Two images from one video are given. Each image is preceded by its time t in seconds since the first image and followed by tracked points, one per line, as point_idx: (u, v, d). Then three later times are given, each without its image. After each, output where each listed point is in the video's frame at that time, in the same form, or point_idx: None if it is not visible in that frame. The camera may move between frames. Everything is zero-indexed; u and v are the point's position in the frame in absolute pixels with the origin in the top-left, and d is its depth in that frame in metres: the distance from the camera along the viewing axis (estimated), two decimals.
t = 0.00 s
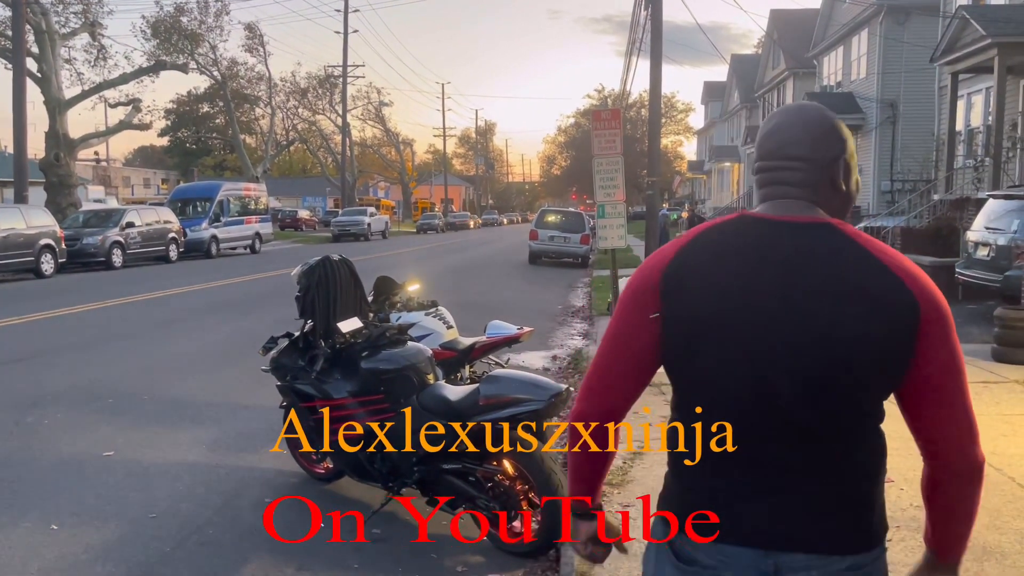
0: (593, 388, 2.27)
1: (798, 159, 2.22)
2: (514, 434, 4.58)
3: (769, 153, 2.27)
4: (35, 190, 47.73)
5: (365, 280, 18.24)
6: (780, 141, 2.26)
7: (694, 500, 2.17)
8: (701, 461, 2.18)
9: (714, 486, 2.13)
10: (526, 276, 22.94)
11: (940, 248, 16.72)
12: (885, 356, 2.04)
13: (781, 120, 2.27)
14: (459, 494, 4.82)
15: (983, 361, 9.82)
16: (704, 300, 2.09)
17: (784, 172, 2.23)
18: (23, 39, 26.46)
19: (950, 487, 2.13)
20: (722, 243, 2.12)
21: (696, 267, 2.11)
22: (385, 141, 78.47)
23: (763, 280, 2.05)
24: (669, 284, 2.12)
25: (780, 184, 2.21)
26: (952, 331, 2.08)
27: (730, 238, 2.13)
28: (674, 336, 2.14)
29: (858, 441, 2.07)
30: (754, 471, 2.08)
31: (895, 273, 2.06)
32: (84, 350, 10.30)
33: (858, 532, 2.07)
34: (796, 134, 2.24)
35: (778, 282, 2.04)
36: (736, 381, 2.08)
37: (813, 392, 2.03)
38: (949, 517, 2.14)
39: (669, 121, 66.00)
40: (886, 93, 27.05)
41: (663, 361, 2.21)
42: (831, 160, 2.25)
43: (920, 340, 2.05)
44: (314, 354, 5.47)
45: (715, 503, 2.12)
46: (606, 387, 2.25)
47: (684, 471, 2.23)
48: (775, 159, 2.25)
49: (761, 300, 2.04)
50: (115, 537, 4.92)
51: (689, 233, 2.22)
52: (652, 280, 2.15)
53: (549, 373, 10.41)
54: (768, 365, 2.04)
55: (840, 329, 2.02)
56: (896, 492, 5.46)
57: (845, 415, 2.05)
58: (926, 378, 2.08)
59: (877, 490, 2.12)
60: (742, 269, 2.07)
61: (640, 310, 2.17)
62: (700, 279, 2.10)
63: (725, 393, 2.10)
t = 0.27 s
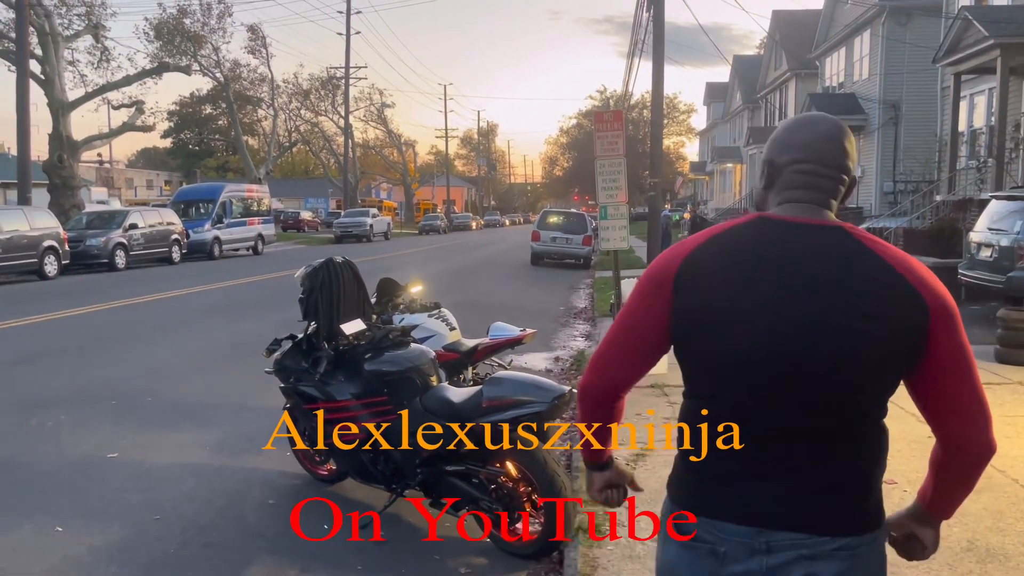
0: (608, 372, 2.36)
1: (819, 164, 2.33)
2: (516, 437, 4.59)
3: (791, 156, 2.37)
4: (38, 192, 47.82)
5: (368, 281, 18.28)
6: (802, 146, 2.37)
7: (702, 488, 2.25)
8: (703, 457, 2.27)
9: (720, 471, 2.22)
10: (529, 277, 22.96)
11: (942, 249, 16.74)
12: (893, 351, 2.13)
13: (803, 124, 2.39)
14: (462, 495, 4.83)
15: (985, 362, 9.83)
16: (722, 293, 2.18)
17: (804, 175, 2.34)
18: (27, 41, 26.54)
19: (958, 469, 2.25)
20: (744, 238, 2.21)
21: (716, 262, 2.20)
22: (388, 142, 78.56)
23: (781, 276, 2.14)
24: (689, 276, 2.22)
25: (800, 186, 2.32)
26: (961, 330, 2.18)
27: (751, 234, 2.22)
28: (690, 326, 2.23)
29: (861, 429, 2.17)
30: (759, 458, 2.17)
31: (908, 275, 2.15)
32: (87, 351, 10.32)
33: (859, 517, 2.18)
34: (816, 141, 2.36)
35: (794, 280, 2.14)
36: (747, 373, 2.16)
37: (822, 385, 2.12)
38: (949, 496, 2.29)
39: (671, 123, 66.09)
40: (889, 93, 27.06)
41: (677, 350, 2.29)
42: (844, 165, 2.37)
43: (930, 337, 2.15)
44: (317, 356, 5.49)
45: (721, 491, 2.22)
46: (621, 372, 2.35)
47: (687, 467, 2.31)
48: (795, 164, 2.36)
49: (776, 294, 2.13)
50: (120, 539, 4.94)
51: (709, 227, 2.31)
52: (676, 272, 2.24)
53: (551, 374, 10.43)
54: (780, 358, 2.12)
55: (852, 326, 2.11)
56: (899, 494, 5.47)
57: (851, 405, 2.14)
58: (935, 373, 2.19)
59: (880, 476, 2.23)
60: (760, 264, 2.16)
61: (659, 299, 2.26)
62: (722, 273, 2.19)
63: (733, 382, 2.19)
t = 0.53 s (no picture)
0: (620, 383, 2.42)
1: (803, 174, 2.40)
2: (523, 438, 4.60)
3: (777, 167, 2.44)
4: (45, 194, 48.04)
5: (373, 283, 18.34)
6: (784, 158, 2.44)
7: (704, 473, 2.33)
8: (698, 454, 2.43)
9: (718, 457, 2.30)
10: (534, 279, 22.99)
11: (948, 249, 16.72)
12: (880, 346, 2.20)
13: (784, 136, 2.47)
14: (468, 496, 4.85)
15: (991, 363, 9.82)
16: (724, 302, 2.24)
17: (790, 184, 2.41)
18: (33, 44, 26.67)
19: (944, 465, 2.30)
20: (740, 247, 2.27)
21: (718, 273, 2.26)
22: (393, 143, 78.69)
23: (780, 283, 2.20)
24: (692, 285, 2.27)
25: (787, 195, 2.39)
26: (937, 322, 2.26)
27: (748, 243, 2.28)
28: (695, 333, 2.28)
29: (854, 418, 2.24)
30: (756, 447, 2.25)
31: (887, 272, 2.22)
32: (95, 353, 10.37)
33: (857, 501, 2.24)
34: (798, 151, 2.44)
35: (793, 286, 2.19)
36: (742, 371, 2.24)
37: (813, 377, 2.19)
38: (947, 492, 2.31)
39: (676, 124, 66.10)
40: (894, 94, 27.03)
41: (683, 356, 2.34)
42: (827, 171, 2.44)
43: (910, 328, 2.22)
44: (324, 357, 5.50)
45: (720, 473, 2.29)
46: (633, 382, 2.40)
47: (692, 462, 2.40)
48: (782, 173, 2.43)
49: (775, 300, 2.19)
50: (127, 540, 4.95)
51: (708, 237, 2.36)
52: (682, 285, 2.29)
53: (556, 375, 10.44)
54: (774, 356, 2.20)
55: (845, 325, 2.18)
56: (905, 495, 5.46)
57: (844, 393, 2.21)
58: (916, 363, 2.25)
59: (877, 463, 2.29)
60: (759, 273, 2.22)
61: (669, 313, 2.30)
62: (725, 284, 2.24)
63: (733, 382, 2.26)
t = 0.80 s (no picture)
0: (626, 371, 2.65)
1: (775, 172, 2.65)
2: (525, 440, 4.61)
3: (751, 169, 2.69)
4: (52, 195, 48.18)
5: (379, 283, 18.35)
6: (757, 158, 2.69)
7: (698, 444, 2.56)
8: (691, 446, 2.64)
9: (711, 431, 2.52)
10: (540, 279, 22.97)
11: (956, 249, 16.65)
12: (853, 323, 2.41)
13: (756, 140, 2.71)
14: (474, 497, 4.85)
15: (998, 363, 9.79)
16: (714, 291, 2.46)
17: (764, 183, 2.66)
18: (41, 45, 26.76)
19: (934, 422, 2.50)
20: (725, 242, 2.50)
21: (705, 268, 2.48)
22: (398, 144, 78.70)
23: (759, 271, 2.42)
24: (682, 279, 2.51)
25: (763, 193, 2.64)
26: (906, 297, 2.44)
27: (727, 240, 2.51)
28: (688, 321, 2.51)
29: (835, 394, 2.44)
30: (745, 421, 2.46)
31: (851, 253, 2.42)
32: (102, 353, 10.40)
33: (839, 470, 2.43)
34: (768, 154, 2.68)
35: (771, 272, 2.41)
36: (734, 354, 2.45)
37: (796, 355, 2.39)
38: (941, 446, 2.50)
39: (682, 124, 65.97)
40: (901, 93, 26.92)
41: (680, 345, 2.57)
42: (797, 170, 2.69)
43: (876, 306, 2.41)
44: (330, 357, 5.51)
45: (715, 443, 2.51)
46: (637, 371, 2.64)
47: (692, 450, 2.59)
48: (756, 174, 2.68)
49: (756, 287, 2.41)
50: (134, 539, 4.97)
51: (693, 237, 2.60)
52: (673, 279, 2.53)
53: (562, 376, 10.45)
54: (760, 338, 2.41)
55: (817, 306, 2.38)
56: (912, 496, 5.44)
57: (822, 371, 2.40)
58: (890, 339, 2.45)
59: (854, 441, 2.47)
60: (739, 265, 2.44)
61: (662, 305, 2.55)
62: (711, 275, 2.47)
63: (722, 365, 2.46)
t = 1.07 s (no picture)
0: (626, 354, 2.74)
1: (770, 169, 2.72)
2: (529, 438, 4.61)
3: (748, 164, 2.75)
4: (63, 197, 48.44)
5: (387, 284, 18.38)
6: (753, 154, 2.75)
7: (697, 428, 2.63)
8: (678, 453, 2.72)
9: (708, 417, 2.59)
10: (548, 280, 22.95)
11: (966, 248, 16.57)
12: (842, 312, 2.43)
13: (752, 136, 2.78)
14: (480, 497, 4.84)
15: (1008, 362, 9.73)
16: (706, 283, 2.52)
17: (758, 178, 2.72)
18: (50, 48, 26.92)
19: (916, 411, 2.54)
20: (719, 234, 2.57)
21: (699, 259, 2.55)
22: (406, 145, 78.79)
23: (747, 264, 2.47)
24: (679, 268, 2.57)
25: (758, 188, 2.70)
26: (891, 294, 2.46)
27: (722, 233, 2.56)
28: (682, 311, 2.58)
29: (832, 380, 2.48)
30: (736, 407, 2.53)
31: (838, 248, 2.45)
32: (111, 354, 10.44)
33: (829, 459, 2.48)
34: (763, 150, 2.75)
35: (759, 265, 2.46)
36: (728, 343, 2.50)
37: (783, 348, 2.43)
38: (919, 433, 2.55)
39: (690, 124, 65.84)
40: (910, 92, 26.81)
41: (677, 333, 2.63)
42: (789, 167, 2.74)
43: (860, 301, 2.43)
44: (336, 358, 5.50)
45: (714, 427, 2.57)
46: (636, 354, 2.74)
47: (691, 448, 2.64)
48: (751, 171, 2.74)
49: (746, 278, 2.46)
50: (141, 540, 4.98)
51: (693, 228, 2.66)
52: (668, 269, 2.59)
53: (569, 376, 10.44)
54: (753, 328, 2.46)
55: (802, 300, 2.42)
56: (921, 496, 5.40)
57: (813, 364, 2.44)
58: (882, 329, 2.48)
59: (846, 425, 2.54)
60: (730, 256, 2.50)
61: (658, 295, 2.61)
62: (703, 267, 2.53)
63: (720, 353, 2.52)
